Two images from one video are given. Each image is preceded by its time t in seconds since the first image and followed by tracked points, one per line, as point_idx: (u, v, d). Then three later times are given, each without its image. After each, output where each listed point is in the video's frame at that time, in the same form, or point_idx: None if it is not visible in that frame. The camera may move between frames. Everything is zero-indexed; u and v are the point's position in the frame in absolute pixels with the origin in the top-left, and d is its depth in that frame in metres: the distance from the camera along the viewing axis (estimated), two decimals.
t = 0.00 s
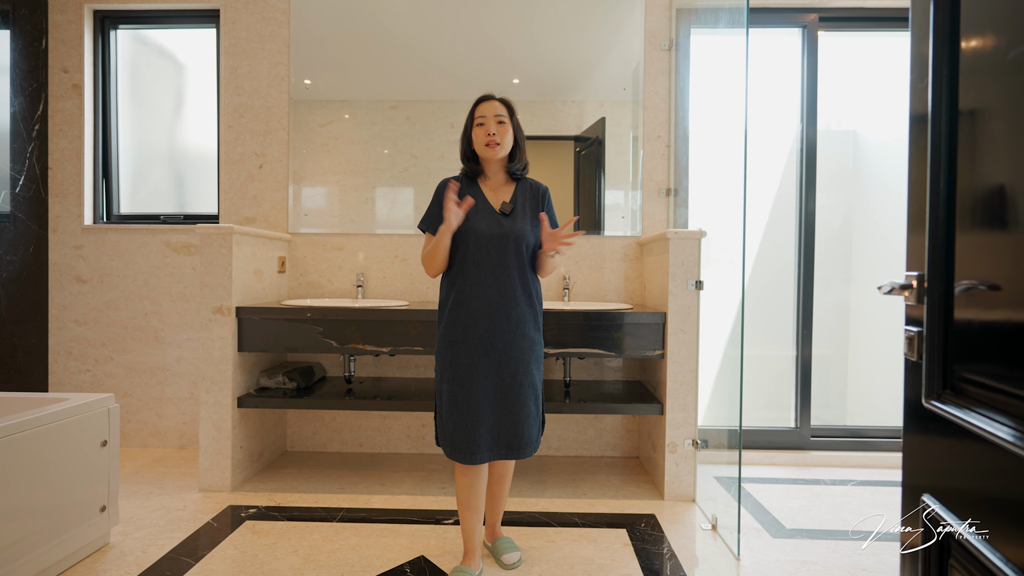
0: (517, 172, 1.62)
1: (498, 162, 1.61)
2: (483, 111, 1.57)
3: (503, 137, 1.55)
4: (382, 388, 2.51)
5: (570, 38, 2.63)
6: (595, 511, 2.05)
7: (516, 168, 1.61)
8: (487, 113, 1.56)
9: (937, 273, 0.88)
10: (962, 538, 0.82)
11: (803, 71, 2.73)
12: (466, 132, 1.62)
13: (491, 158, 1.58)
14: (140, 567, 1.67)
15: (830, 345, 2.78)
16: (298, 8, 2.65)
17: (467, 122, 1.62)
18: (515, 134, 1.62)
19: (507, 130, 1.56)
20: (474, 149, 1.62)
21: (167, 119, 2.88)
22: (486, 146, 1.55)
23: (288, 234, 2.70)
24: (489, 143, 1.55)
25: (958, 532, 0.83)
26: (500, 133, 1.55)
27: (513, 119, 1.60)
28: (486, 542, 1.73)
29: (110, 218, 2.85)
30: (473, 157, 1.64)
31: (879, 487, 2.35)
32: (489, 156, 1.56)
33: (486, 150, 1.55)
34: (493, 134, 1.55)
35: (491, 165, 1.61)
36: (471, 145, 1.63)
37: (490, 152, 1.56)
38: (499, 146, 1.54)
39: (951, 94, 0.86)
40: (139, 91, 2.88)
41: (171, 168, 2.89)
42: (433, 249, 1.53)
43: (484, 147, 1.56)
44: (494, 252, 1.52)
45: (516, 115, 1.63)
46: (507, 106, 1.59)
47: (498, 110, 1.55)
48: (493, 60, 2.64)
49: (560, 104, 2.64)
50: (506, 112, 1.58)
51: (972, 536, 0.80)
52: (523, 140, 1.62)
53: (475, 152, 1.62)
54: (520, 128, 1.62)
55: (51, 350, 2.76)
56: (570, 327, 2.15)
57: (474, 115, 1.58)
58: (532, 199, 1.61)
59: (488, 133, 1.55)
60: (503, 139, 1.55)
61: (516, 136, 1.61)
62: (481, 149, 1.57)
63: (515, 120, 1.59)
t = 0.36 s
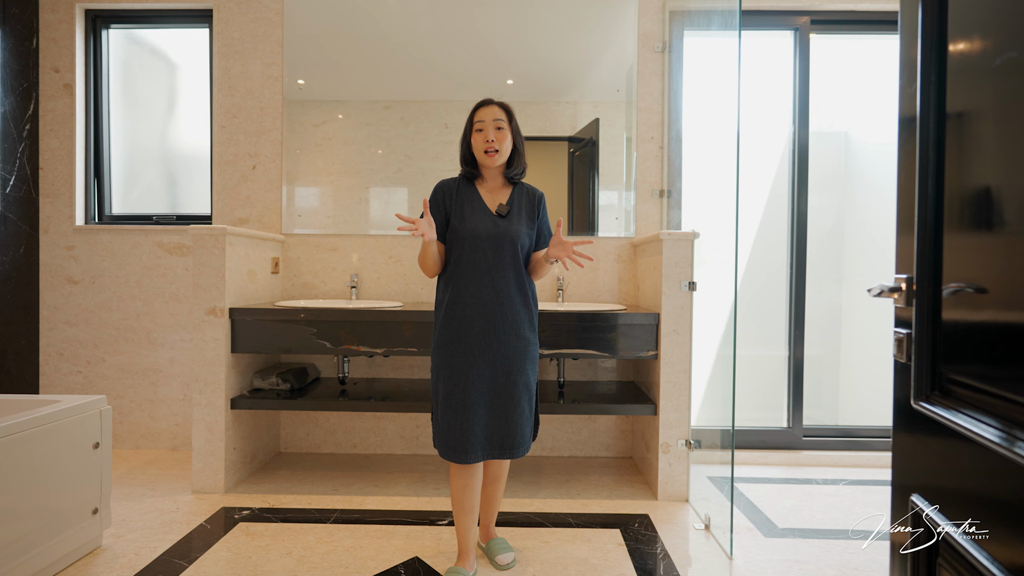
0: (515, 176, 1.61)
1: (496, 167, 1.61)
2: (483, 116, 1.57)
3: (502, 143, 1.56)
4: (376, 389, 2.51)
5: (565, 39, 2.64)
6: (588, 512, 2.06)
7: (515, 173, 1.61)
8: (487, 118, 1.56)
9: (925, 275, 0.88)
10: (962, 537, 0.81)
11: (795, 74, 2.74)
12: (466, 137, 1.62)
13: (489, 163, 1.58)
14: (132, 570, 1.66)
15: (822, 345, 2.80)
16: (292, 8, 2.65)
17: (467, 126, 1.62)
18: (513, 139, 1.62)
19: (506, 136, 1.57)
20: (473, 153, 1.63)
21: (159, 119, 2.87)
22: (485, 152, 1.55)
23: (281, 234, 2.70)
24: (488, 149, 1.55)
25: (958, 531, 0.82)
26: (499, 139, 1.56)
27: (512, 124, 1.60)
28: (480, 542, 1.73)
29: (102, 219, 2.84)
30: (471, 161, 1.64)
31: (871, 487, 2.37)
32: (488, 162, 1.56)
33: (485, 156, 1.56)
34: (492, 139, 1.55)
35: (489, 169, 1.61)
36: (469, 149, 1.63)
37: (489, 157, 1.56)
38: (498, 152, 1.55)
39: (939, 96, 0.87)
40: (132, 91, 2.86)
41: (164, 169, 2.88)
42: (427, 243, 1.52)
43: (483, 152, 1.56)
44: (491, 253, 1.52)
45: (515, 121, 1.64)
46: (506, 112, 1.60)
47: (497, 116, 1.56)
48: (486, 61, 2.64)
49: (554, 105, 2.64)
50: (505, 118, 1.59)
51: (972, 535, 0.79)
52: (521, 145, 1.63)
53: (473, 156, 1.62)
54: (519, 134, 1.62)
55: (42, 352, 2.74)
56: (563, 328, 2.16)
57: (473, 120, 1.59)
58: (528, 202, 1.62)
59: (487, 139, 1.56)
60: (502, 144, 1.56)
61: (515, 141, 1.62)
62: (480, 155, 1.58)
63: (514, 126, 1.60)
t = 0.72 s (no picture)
0: (514, 178, 1.61)
1: (495, 169, 1.61)
2: (483, 118, 1.57)
3: (502, 145, 1.56)
4: (371, 389, 2.50)
5: (560, 39, 2.64)
6: (584, 512, 2.06)
7: (514, 175, 1.61)
8: (488, 121, 1.56)
9: (917, 275, 0.89)
10: (963, 537, 0.80)
11: (790, 75, 2.75)
12: (466, 137, 1.61)
13: (489, 165, 1.58)
14: (126, 571, 1.65)
15: (816, 345, 2.81)
16: (286, 8, 2.64)
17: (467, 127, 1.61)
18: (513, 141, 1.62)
19: (507, 139, 1.57)
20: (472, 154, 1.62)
21: (153, 119, 2.85)
22: (486, 154, 1.55)
23: (276, 234, 2.69)
24: (488, 151, 1.55)
25: (959, 531, 0.81)
26: (500, 142, 1.56)
27: (512, 127, 1.60)
28: (476, 543, 1.73)
29: (95, 219, 2.82)
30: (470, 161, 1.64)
31: (864, 486, 2.38)
32: (488, 164, 1.56)
33: (485, 158, 1.56)
34: (493, 142, 1.55)
35: (488, 171, 1.61)
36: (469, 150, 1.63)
37: (489, 160, 1.56)
38: (498, 155, 1.55)
39: (931, 97, 0.87)
40: (125, 90, 2.85)
41: (158, 169, 2.86)
42: (427, 243, 1.51)
43: (483, 154, 1.56)
44: (490, 253, 1.52)
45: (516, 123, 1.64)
46: (507, 114, 1.60)
47: (498, 118, 1.56)
48: (482, 61, 2.64)
49: (549, 105, 2.65)
50: (506, 121, 1.58)
51: (973, 535, 0.78)
52: (520, 148, 1.63)
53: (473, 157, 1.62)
54: (518, 136, 1.62)
55: (34, 352, 2.72)
56: (559, 328, 2.16)
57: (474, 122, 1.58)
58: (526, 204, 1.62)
59: (488, 141, 1.56)
60: (502, 147, 1.56)
61: (514, 143, 1.62)
62: (480, 156, 1.57)
63: (515, 129, 1.60)
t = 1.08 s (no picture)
0: (517, 181, 1.61)
1: (500, 171, 1.59)
2: (495, 120, 1.55)
3: (511, 149, 1.55)
4: (367, 389, 2.50)
5: (556, 39, 2.64)
6: (580, 511, 2.06)
7: (516, 178, 1.61)
8: (499, 122, 1.54)
9: (912, 276, 0.90)
10: (964, 537, 0.79)
11: (785, 76, 2.76)
12: (473, 137, 1.58)
13: (496, 167, 1.56)
14: (119, 572, 1.64)
15: (811, 345, 2.82)
16: (282, 7, 2.63)
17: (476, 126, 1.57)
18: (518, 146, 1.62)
19: (516, 143, 1.56)
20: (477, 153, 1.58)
21: (147, 118, 2.84)
22: (496, 155, 1.53)
23: (271, 234, 2.68)
24: (499, 153, 1.53)
25: (959, 531, 0.80)
26: (510, 146, 1.55)
27: (519, 131, 1.60)
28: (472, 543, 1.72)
29: (89, 218, 2.80)
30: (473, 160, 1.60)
31: (859, 485, 2.39)
32: (497, 166, 1.54)
33: (495, 159, 1.53)
34: (504, 145, 1.54)
35: (492, 172, 1.58)
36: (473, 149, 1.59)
37: (498, 161, 1.54)
38: (508, 158, 1.54)
39: (926, 97, 0.88)
40: (119, 89, 2.83)
41: (152, 168, 2.85)
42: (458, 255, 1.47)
43: (493, 156, 1.54)
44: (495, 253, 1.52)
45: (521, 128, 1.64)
46: (516, 118, 1.59)
47: (509, 122, 1.55)
48: (478, 61, 2.64)
49: (545, 104, 2.65)
50: (515, 124, 1.58)
51: (973, 535, 0.77)
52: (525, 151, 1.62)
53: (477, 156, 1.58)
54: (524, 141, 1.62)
55: (27, 352, 2.70)
56: (555, 328, 2.16)
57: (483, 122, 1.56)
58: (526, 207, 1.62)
59: (499, 143, 1.54)
60: (512, 151, 1.55)
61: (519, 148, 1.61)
62: (489, 157, 1.54)
63: (522, 133, 1.60)
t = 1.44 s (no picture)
0: (515, 180, 1.63)
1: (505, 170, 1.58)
2: (512, 124, 1.53)
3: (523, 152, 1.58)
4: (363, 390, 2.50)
5: (553, 39, 2.64)
6: (577, 511, 2.06)
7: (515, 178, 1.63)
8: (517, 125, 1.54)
9: (907, 276, 0.90)
10: (963, 537, 0.78)
11: (781, 77, 2.77)
12: (487, 135, 1.51)
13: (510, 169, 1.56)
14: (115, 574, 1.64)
15: (806, 345, 2.83)
16: (278, 6, 2.62)
17: (492, 124, 1.51)
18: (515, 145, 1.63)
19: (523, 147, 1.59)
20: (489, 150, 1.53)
21: (143, 118, 2.83)
22: (516, 159, 1.54)
23: (267, 234, 2.67)
24: (517, 157, 1.54)
25: (959, 531, 0.79)
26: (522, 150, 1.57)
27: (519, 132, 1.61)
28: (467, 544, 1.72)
29: (85, 218, 2.79)
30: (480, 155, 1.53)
31: (855, 484, 2.40)
32: (513, 168, 1.55)
33: (514, 162, 1.54)
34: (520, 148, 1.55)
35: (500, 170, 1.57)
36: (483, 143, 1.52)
37: (513, 164, 1.55)
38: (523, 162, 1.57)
39: (920, 98, 0.88)
40: (115, 89, 2.82)
41: (148, 168, 2.84)
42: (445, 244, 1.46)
43: (512, 159, 1.54)
44: (502, 253, 1.51)
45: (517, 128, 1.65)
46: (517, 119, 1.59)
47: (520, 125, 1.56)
48: (475, 61, 2.64)
49: (542, 105, 2.65)
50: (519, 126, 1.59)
51: (973, 535, 0.77)
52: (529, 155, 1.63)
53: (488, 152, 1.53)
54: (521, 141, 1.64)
55: (22, 353, 2.69)
56: (551, 328, 2.16)
57: (499, 120, 1.51)
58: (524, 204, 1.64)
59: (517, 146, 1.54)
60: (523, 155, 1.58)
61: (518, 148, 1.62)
62: (507, 159, 1.53)
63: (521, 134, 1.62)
